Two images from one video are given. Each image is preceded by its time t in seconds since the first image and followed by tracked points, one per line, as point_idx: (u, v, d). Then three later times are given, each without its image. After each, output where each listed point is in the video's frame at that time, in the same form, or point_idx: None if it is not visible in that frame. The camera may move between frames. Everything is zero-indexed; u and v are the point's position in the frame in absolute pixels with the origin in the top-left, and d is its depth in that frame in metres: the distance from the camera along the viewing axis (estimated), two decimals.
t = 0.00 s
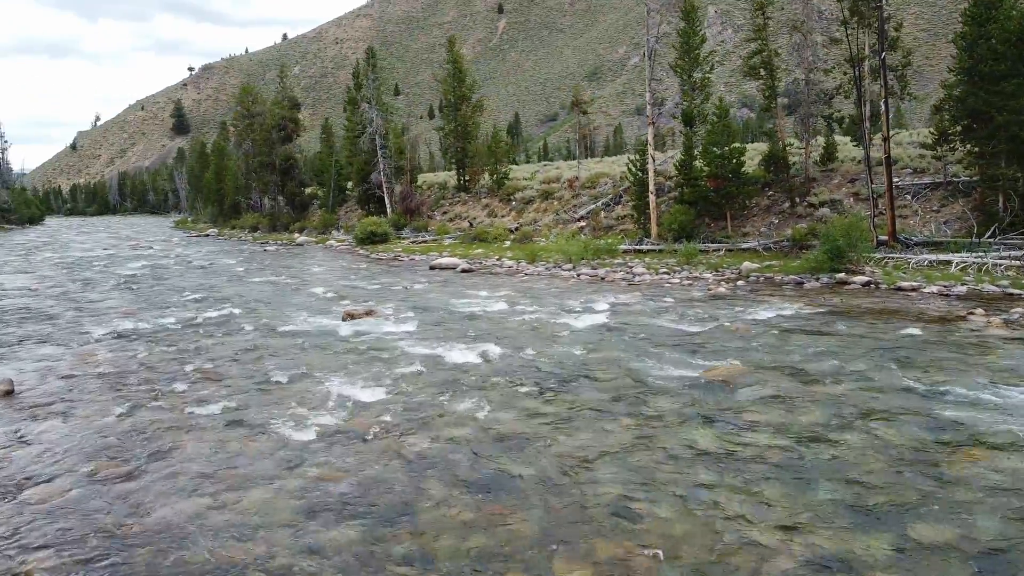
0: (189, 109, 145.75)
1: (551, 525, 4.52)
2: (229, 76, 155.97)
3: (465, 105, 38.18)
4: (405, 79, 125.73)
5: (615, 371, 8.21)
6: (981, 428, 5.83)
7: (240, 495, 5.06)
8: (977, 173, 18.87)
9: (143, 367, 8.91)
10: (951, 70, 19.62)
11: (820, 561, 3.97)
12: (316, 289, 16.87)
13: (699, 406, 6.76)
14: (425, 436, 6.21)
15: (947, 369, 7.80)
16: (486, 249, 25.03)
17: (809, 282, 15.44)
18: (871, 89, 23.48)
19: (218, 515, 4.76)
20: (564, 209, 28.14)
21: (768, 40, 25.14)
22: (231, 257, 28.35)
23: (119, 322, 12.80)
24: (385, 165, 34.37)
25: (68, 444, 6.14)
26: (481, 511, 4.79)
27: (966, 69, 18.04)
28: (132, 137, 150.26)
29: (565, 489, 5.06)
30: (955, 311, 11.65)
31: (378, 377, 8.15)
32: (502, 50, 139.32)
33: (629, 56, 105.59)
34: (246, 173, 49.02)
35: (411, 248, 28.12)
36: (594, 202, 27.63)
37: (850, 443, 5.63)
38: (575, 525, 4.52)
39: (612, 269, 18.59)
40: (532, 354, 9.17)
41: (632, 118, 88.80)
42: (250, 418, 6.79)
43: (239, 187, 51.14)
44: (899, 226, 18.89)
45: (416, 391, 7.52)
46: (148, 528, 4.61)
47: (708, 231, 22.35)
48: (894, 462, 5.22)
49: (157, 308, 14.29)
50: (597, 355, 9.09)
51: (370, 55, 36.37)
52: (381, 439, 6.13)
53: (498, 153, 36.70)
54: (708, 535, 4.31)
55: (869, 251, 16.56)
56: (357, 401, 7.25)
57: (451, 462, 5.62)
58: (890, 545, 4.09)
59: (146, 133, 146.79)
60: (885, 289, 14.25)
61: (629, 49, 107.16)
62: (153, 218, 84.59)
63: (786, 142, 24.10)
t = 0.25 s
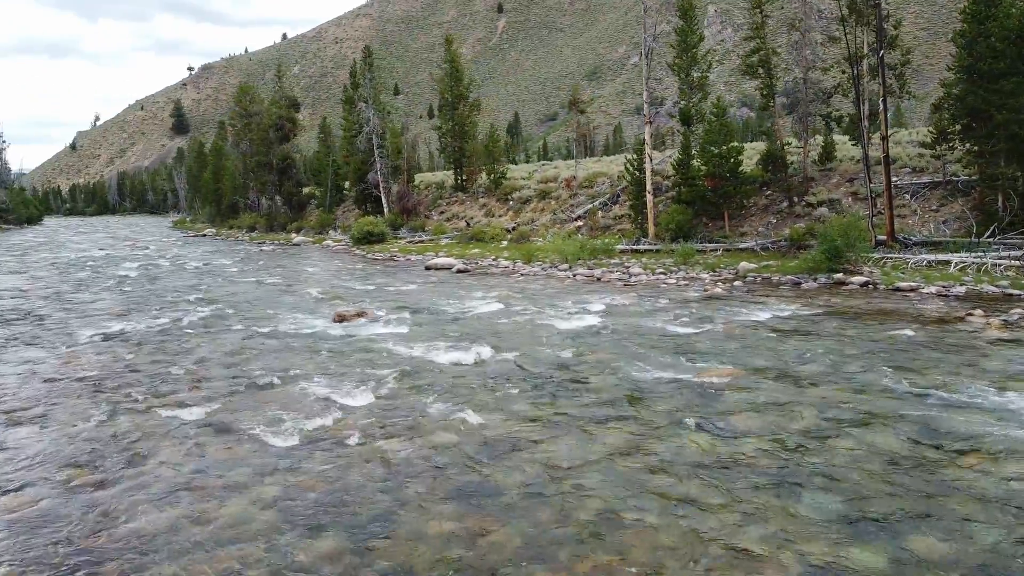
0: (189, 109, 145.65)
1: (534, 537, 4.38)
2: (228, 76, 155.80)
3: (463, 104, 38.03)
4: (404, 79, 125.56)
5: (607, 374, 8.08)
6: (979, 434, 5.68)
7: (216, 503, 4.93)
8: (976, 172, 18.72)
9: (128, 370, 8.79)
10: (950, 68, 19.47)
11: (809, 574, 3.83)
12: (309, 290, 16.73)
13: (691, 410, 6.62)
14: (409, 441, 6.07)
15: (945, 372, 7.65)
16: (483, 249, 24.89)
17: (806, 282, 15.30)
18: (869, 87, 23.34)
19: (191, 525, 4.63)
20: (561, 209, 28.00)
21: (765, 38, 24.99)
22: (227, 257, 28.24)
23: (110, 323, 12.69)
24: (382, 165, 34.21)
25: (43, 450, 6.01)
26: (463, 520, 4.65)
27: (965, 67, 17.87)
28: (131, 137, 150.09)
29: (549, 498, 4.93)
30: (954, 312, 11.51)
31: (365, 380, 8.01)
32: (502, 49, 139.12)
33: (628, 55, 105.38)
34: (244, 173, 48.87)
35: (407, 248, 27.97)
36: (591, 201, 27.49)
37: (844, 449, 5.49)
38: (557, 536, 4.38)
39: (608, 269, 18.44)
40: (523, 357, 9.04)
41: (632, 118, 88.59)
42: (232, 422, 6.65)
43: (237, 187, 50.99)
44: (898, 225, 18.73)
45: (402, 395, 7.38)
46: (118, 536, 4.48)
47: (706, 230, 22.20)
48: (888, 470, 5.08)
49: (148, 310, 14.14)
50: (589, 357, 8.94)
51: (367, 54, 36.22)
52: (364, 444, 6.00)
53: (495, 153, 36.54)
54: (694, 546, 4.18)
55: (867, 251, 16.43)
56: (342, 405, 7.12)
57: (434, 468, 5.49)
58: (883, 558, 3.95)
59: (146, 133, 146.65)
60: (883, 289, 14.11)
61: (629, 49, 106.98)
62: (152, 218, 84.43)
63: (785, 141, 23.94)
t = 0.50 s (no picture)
0: (188, 109, 145.50)
1: (516, 547, 4.25)
2: (228, 76, 155.67)
3: (460, 104, 37.88)
4: (404, 78, 125.41)
5: (599, 377, 7.94)
6: (978, 440, 5.53)
7: (191, 512, 4.79)
8: (976, 171, 18.57)
9: (113, 373, 8.65)
10: (949, 67, 19.32)
11: None
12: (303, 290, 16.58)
13: (683, 415, 6.47)
14: (393, 446, 5.92)
15: (944, 375, 7.50)
16: (480, 250, 24.74)
17: (804, 282, 15.16)
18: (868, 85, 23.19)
19: (164, 536, 4.48)
20: (559, 209, 27.85)
21: (764, 37, 24.83)
22: (223, 258, 28.11)
23: (99, 325, 12.56)
24: (379, 164, 34.07)
25: (19, 456, 5.87)
26: (444, 530, 4.50)
27: (965, 65, 17.72)
28: (131, 137, 149.96)
29: (534, 507, 4.77)
30: (954, 313, 11.37)
31: (353, 383, 7.86)
32: (501, 49, 138.92)
33: (628, 55, 105.13)
34: (241, 173, 48.72)
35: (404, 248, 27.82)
36: (589, 201, 27.34)
37: (840, 455, 5.33)
38: (541, 547, 4.24)
39: (605, 269, 18.30)
40: (515, 359, 8.89)
41: (631, 118, 88.40)
42: (214, 427, 6.51)
43: (235, 187, 50.83)
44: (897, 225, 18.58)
45: (389, 399, 7.23)
46: (87, 547, 4.34)
47: (704, 230, 22.05)
48: (884, 477, 4.92)
49: (138, 311, 13.99)
50: (581, 360, 8.79)
51: (364, 53, 36.07)
52: (347, 450, 5.84)
53: (493, 152, 36.38)
54: (681, 559, 4.03)
55: (866, 251, 16.28)
56: (328, 409, 6.97)
57: (418, 476, 5.33)
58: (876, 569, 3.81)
59: (145, 133, 146.53)
60: (881, 290, 13.96)
61: (628, 48, 106.75)
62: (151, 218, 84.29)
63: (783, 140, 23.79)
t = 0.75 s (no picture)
0: (188, 109, 145.35)
1: (501, 557, 4.15)
2: (227, 75, 155.54)
3: (458, 103, 37.74)
4: (403, 78, 125.23)
5: (592, 379, 7.82)
6: (978, 446, 5.40)
7: (171, 519, 4.69)
8: (975, 169, 18.45)
9: (99, 376, 8.51)
10: (949, 65, 19.20)
11: None
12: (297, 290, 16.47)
13: (677, 419, 6.34)
14: (380, 451, 5.79)
15: (942, 377, 7.38)
16: (477, 250, 24.61)
17: (802, 282, 15.04)
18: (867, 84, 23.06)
19: (141, 547, 4.34)
20: (556, 208, 27.72)
21: (762, 35, 24.70)
22: (220, 258, 28.01)
23: (89, 326, 12.42)
24: (376, 164, 33.93)
25: None
26: (428, 540, 4.36)
27: (964, 63, 17.59)
28: (130, 136, 149.81)
29: (522, 516, 4.63)
30: (952, 313, 11.25)
31: (342, 386, 7.74)
32: (501, 48, 138.71)
33: (628, 54, 104.90)
34: (239, 172, 48.57)
35: (401, 247, 27.69)
36: (587, 200, 27.21)
37: (836, 462, 5.19)
38: (526, 556, 4.14)
39: (602, 269, 18.16)
40: (508, 361, 8.77)
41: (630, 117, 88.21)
42: (200, 431, 6.41)
43: (233, 187, 50.68)
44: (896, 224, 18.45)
45: (377, 403, 7.10)
46: (63, 556, 4.24)
47: (702, 230, 21.92)
48: (882, 485, 4.79)
49: (130, 312, 13.87)
50: (575, 361, 8.66)
51: (361, 52, 35.92)
52: (332, 456, 5.70)
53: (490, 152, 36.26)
54: (671, 571, 3.90)
55: (864, 250, 16.15)
56: (315, 413, 6.84)
57: (405, 482, 5.20)
58: None
59: (144, 132, 146.37)
60: (880, 290, 13.84)
61: (628, 48, 106.53)
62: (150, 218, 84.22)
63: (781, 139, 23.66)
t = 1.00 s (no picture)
0: (187, 106, 145.19)
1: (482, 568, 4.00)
2: (226, 72, 155.32)
3: (456, 100, 37.57)
4: (402, 75, 124.97)
5: (584, 381, 7.68)
6: (976, 451, 5.26)
7: (144, 527, 4.55)
8: (974, 167, 18.30)
9: (84, 377, 8.38)
10: (948, 61, 19.03)
11: None
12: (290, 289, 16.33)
13: (669, 422, 6.20)
14: (364, 456, 5.65)
15: (940, 379, 7.24)
16: (474, 247, 24.45)
17: (799, 281, 14.90)
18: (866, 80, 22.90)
19: (111, 557, 4.21)
20: (554, 206, 27.58)
21: (760, 31, 24.53)
22: (216, 256, 27.88)
23: (78, 325, 12.28)
24: (373, 161, 33.77)
25: None
26: (407, 549, 4.23)
27: (964, 59, 17.43)
28: (129, 134, 149.58)
29: (505, 524, 4.50)
30: (951, 312, 11.11)
31: (328, 388, 7.60)
32: (500, 45, 138.42)
33: (627, 51, 104.62)
34: (237, 170, 48.42)
35: (397, 245, 27.55)
36: (584, 198, 27.07)
37: (830, 467, 5.05)
38: (508, 567, 4.00)
39: (598, 267, 18.03)
40: (499, 362, 8.63)
41: (630, 114, 87.99)
42: (181, 435, 6.26)
43: (230, 184, 50.54)
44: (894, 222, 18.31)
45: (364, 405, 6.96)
46: (29, 567, 4.10)
47: (699, 228, 21.78)
48: (876, 492, 4.65)
49: (120, 311, 13.73)
50: (567, 362, 8.52)
51: (358, 49, 35.76)
52: (313, 460, 5.57)
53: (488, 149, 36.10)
54: None
55: (862, 248, 16.01)
56: (300, 416, 6.70)
57: (386, 487, 5.07)
58: None
59: (144, 130, 146.19)
60: (878, 289, 13.70)
61: (628, 45, 106.26)
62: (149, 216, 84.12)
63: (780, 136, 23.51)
